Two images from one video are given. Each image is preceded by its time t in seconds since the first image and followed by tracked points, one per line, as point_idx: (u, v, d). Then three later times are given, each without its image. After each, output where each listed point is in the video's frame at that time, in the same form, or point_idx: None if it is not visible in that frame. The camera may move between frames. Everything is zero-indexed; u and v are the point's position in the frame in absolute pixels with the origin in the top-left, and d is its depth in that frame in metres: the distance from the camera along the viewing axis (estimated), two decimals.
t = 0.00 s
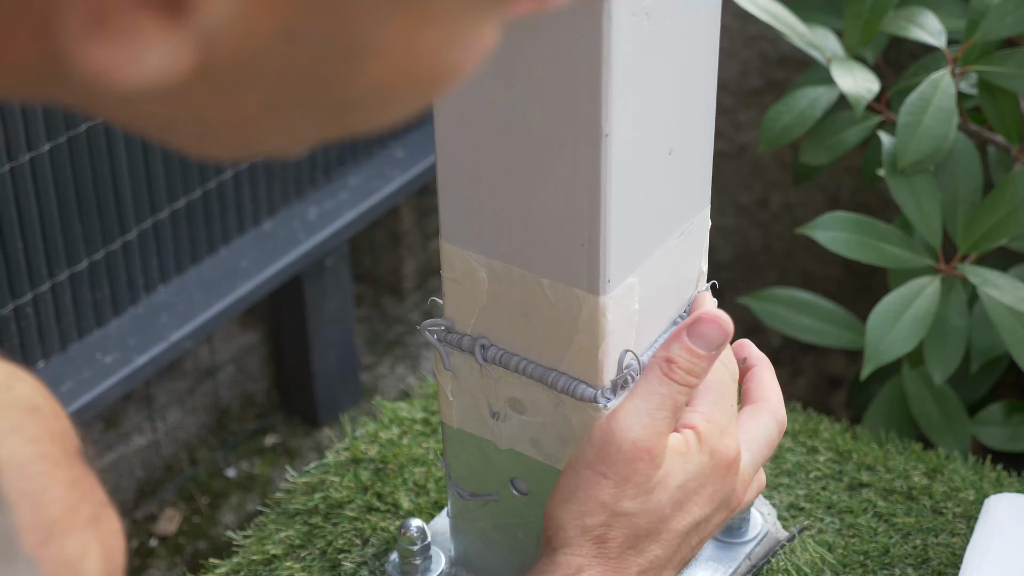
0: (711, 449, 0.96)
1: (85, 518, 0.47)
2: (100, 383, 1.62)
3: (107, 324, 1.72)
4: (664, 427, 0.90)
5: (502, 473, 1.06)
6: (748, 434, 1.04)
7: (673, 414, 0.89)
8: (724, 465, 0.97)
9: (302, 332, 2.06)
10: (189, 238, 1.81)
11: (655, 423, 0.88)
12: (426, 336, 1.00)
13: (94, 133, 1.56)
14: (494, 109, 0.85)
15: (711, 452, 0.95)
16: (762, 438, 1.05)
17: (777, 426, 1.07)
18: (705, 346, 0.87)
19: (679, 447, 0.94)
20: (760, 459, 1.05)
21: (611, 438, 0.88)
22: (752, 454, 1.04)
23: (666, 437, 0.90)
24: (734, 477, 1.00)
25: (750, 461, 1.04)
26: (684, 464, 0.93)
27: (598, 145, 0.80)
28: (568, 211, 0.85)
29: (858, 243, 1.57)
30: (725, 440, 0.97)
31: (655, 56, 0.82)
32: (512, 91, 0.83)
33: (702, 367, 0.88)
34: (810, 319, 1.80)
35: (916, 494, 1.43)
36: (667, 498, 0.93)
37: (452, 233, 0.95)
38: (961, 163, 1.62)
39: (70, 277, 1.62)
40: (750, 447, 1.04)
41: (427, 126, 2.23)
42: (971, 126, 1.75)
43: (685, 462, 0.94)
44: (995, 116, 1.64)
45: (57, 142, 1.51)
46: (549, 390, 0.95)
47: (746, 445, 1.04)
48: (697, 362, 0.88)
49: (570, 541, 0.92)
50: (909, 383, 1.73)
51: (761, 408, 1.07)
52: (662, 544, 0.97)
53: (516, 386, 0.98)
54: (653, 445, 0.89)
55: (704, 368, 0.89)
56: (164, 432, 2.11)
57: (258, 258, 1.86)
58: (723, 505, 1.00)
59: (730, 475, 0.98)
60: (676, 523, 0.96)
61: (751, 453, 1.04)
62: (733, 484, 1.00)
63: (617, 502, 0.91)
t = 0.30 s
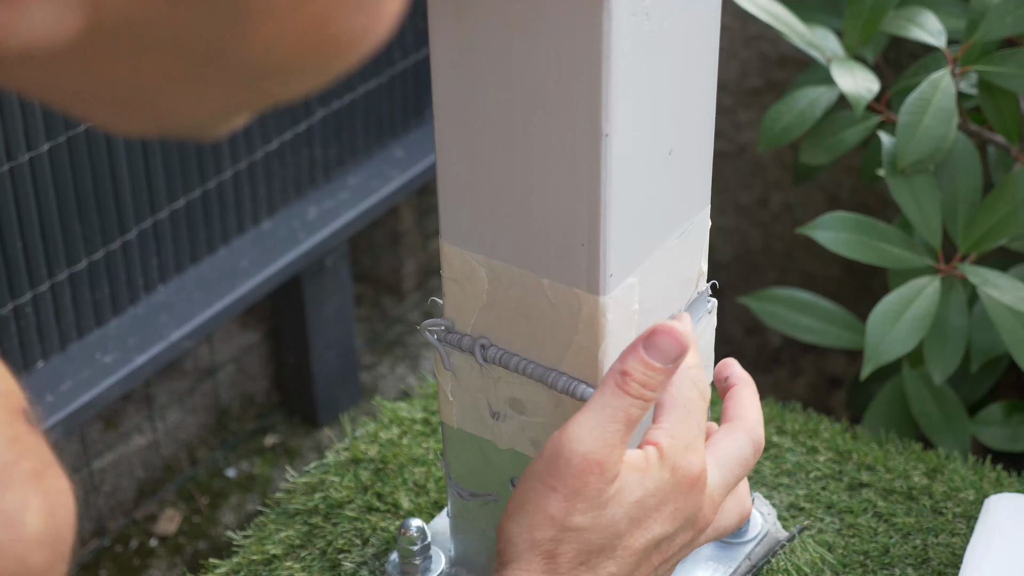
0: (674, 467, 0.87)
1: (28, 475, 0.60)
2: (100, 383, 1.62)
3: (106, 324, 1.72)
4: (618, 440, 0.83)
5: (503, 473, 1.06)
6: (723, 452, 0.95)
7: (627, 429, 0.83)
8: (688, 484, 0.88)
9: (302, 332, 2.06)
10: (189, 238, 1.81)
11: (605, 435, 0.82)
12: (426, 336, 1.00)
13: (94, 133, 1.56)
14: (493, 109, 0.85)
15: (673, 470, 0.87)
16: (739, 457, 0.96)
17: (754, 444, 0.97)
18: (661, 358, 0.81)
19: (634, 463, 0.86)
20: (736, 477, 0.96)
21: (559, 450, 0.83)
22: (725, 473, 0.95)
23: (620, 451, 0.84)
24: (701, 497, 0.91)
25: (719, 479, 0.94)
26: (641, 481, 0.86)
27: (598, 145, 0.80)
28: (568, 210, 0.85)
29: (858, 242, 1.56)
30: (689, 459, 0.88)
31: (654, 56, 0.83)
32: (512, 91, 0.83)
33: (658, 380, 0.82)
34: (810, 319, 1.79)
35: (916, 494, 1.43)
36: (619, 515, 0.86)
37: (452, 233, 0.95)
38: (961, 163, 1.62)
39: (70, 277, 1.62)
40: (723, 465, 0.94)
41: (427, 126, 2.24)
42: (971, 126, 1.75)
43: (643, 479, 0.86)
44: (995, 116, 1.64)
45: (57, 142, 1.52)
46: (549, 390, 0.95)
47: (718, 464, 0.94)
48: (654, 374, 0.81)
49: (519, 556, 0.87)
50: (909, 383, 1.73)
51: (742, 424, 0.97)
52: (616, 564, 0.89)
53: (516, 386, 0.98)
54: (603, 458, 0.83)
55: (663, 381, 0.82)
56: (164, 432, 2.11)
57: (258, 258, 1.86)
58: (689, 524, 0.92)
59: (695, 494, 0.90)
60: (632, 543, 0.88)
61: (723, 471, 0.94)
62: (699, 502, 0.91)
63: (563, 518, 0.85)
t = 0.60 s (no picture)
0: (578, 518, 0.82)
1: None
2: (101, 383, 1.62)
3: (106, 324, 1.72)
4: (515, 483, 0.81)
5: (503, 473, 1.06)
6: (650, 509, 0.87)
7: (521, 468, 0.80)
8: (595, 539, 0.83)
9: (302, 332, 2.06)
10: (188, 238, 1.81)
11: (497, 472, 0.80)
12: (426, 336, 1.00)
13: (93, 133, 1.57)
14: (493, 110, 0.85)
15: (576, 519, 0.82)
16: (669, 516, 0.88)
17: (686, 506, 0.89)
18: (565, 398, 0.80)
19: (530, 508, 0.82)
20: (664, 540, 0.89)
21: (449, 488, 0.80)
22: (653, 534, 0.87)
23: (514, 492, 0.81)
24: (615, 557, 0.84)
25: (639, 541, 0.86)
26: (537, 530, 0.81)
27: (598, 145, 0.80)
28: (568, 212, 0.85)
29: (858, 243, 1.56)
30: (598, 509, 0.82)
31: (655, 56, 0.83)
32: (511, 93, 0.83)
33: (558, 421, 0.80)
34: (810, 319, 1.79)
35: (916, 494, 1.43)
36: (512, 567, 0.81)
37: (452, 234, 0.95)
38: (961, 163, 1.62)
39: (70, 277, 1.62)
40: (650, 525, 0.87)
41: (427, 126, 2.24)
42: (971, 126, 1.75)
43: (539, 527, 0.81)
44: (994, 116, 1.64)
45: (57, 142, 1.52)
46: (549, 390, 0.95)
47: (644, 522, 0.87)
48: (555, 415, 0.80)
49: None
50: (909, 384, 1.73)
51: (677, 480, 0.90)
52: None
53: (517, 386, 0.98)
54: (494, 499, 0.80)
55: (565, 425, 0.81)
56: (164, 433, 2.11)
57: (258, 258, 1.86)
58: None
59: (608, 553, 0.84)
60: None
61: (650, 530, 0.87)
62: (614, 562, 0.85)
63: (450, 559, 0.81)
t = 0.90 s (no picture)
0: (437, 484, 0.77)
1: None
2: (101, 382, 1.62)
3: (106, 324, 1.72)
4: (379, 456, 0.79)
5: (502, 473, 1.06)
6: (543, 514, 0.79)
7: (377, 425, 0.79)
8: (451, 513, 0.76)
9: (302, 332, 2.06)
10: (188, 238, 1.81)
11: (351, 426, 0.79)
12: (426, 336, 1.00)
13: (94, 133, 1.56)
14: (493, 109, 0.85)
15: (436, 487, 0.77)
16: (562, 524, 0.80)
17: (582, 523, 0.80)
18: (423, 358, 0.78)
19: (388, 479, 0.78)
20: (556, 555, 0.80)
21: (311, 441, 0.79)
22: (538, 542, 0.79)
23: (369, 450, 0.79)
24: (479, 552, 0.77)
25: (517, 544, 0.78)
26: (391, 489, 0.77)
27: (598, 145, 0.80)
28: (568, 211, 0.85)
29: (858, 243, 1.56)
30: (466, 482, 0.77)
31: (655, 56, 0.83)
32: (510, 93, 0.83)
33: (422, 385, 0.78)
34: (810, 319, 1.79)
35: (916, 494, 1.43)
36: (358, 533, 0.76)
37: (452, 234, 0.95)
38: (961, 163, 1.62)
39: (70, 277, 1.62)
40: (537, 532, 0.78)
41: (427, 126, 2.24)
42: (971, 126, 1.75)
43: (394, 487, 0.77)
44: (995, 116, 1.64)
45: (57, 142, 1.52)
46: (549, 389, 0.95)
47: (526, 528, 0.78)
48: (415, 378, 0.78)
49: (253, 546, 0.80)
50: (910, 384, 1.73)
51: (588, 495, 0.81)
52: None
53: (517, 386, 0.98)
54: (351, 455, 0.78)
55: (423, 389, 0.78)
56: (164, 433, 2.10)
57: (258, 258, 1.86)
58: None
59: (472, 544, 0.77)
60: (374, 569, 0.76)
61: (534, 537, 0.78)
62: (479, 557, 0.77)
63: (300, 511, 0.78)
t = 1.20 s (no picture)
0: (349, 418, 0.89)
1: None
2: (101, 383, 1.62)
3: (106, 324, 1.72)
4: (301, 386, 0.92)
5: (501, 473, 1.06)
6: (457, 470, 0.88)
7: (297, 354, 0.91)
8: (359, 446, 0.88)
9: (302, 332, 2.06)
10: (188, 238, 1.81)
11: (273, 354, 0.92)
12: (426, 336, 1.00)
13: (94, 133, 1.56)
14: (492, 109, 0.85)
15: (346, 421, 0.89)
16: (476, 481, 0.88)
17: (491, 486, 0.87)
18: (344, 298, 0.88)
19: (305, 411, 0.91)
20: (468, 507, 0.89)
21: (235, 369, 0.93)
22: (444, 489, 0.88)
23: (286, 377, 0.92)
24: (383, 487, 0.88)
25: (425, 488, 0.88)
26: (305, 417, 0.91)
27: (598, 145, 0.80)
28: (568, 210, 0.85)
29: (858, 243, 1.56)
30: (375, 423, 0.88)
31: (655, 55, 0.83)
32: (510, 92, 0.83)
33: (342, 322, 0.89)
34: (810, 319, 1.79)
35: (916, 494, 1.43)
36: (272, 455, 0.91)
37: (452, 234, 0.95)
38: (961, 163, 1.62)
39: (70, 277, 1.62)
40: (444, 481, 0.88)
41: (427, 126, 2.24)
42: (971, 126, 1.75)
43: (307, 416, 0.91)
44: (995, 115, 1.64)
45: (57, 142, 1.52)
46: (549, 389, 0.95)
47: (434, 475, 0.88)
48: (333, 314, 0.89)
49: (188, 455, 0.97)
50: (910, 383, 1.73)
51: (507, 461, 0.88)
52: (285, 520, 0.92)
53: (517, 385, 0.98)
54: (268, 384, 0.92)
55: (346, 323, 0.89)
56: (164, 433, 2.09)
57: (258, 258, 1.86)
58: (369, 514, 0.90)
59: (376, 479, 0.88)
60: (284, 487, 0.90)
61: (442, 485, 0.88)
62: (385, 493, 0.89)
63: (222, 432, 0.93)
